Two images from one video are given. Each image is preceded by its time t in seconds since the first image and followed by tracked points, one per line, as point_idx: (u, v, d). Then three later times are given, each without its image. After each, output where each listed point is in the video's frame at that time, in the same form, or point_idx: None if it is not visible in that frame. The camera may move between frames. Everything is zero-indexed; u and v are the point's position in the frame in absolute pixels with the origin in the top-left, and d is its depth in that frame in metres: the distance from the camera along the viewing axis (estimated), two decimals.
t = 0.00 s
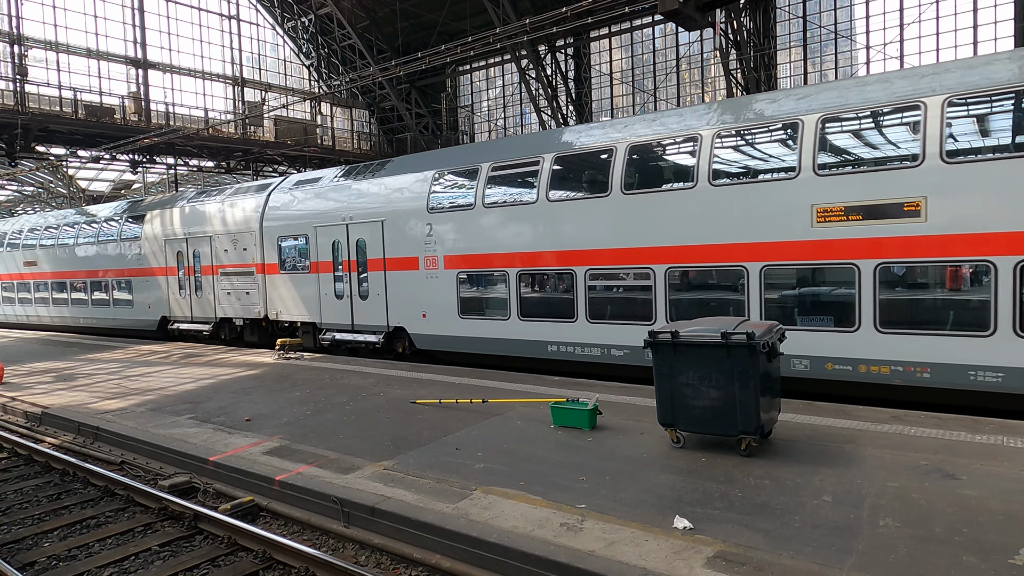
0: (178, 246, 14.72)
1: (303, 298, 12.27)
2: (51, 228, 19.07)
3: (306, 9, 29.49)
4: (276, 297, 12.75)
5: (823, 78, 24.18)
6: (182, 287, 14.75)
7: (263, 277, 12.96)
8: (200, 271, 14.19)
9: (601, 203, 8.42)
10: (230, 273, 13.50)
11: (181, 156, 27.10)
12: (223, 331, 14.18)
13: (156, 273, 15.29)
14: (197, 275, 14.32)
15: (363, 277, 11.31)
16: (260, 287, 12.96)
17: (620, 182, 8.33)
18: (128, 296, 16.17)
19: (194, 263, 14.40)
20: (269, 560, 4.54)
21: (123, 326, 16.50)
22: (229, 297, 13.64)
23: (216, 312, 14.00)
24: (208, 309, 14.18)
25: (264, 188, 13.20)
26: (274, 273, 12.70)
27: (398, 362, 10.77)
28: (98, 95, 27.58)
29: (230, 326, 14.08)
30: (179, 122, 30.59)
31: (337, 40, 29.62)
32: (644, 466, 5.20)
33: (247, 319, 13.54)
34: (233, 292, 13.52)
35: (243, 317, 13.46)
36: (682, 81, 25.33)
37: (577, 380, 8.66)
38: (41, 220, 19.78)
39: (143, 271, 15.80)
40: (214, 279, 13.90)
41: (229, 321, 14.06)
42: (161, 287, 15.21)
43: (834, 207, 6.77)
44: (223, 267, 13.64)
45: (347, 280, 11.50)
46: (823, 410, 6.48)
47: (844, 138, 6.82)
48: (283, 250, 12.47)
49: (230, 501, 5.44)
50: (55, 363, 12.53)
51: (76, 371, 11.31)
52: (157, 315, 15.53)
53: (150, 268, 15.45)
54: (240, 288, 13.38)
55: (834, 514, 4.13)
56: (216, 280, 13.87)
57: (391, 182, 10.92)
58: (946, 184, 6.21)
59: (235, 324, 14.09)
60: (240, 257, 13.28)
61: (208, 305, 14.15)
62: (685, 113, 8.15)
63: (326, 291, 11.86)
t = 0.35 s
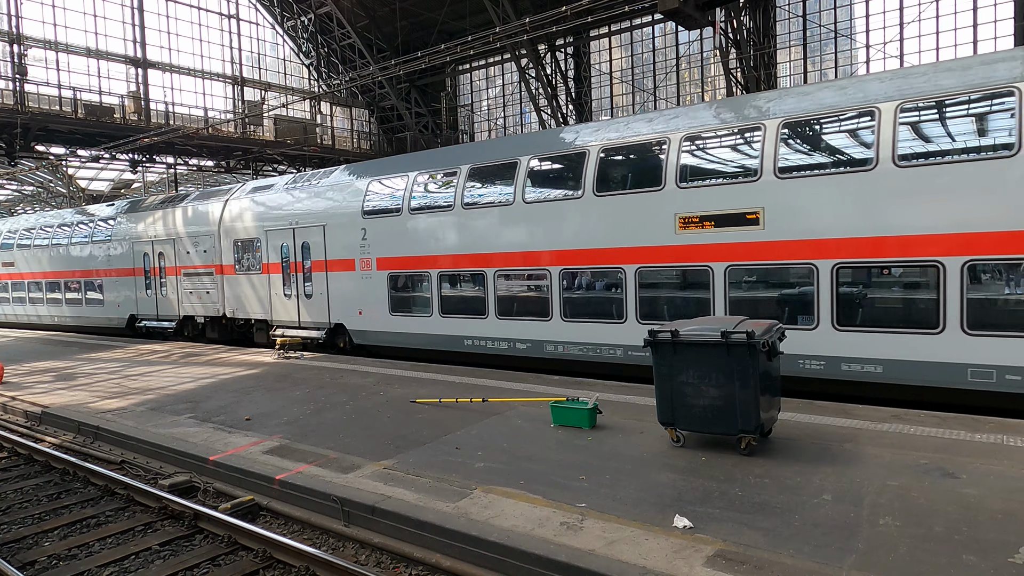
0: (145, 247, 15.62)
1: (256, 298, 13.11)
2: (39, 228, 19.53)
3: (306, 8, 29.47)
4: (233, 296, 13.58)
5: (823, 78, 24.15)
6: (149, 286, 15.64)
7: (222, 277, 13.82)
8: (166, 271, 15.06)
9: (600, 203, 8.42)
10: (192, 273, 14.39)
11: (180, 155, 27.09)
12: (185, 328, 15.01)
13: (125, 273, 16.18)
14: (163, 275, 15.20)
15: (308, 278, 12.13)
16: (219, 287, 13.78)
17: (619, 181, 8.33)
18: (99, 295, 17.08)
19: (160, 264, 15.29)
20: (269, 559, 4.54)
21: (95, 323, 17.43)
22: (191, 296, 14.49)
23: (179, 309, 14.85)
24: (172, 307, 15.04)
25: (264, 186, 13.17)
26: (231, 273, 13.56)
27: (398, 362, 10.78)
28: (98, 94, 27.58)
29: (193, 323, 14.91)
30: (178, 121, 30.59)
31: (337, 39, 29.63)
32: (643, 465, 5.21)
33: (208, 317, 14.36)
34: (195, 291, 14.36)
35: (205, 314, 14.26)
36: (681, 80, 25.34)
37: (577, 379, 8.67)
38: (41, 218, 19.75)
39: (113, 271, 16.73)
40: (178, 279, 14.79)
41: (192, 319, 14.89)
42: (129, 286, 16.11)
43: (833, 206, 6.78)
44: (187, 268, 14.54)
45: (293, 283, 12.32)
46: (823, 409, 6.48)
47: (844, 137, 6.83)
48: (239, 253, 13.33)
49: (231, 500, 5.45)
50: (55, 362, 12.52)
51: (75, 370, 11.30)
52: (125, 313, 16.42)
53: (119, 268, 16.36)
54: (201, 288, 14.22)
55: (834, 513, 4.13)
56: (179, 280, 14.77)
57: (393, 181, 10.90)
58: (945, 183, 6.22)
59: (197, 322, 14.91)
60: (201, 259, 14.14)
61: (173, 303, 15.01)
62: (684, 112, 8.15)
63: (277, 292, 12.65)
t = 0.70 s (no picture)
0: (123, 248, 16.20)
1: (215, 297, 13.92)
2: (30, 228, 19.86)
3: (305, 7, 29.44)
4: (194, 296, 14.44)
5: (823, 76, 24.11)
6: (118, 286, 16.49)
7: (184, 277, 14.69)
8: (134, 272, 15.92)
9: (598, 202, 8.42)
10: (158, 273, 15.27)
11: (180, 155, 27.07)
12: (153, 326, 15.84)
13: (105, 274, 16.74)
14: (132, 275, 16.03)
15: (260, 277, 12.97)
16: (183, 287, 14.63)
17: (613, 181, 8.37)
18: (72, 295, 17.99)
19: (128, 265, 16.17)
20: (269, 558, 4.54)
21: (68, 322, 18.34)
22: (156, 295, 15.36)
23: (145, 309, 15.71)
24: (139, 307, 15.90)
25: (262, 185, 13.20)
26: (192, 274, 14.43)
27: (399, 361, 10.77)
28: (98, 93, 27.60)
29: (159, 322, 15.74)
30: (178, 120, 30.57)
31: (337, 38, 29.64)
32: (644, 464, 5.21)
33: (172, 316, 15.20)
34: (160, 291, 15.22)
35: (171, 312, 15.04)
36: (681, 79, 25.30)
37: (577, 379, 8.67)
38: (40, 218, 19.69)
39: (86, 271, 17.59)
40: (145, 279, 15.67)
41: (158, 318, 15.74)
42: (99, 286, 17.02)
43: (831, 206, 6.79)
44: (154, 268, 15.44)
45: (249, 283, 13.13)
46: (822, 408, 6.48)
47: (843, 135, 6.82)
48: (201, 255, 14.21)
49: (231, 499, 5.45)
50: (55, 362, 12.52)
51: (75, 370, 11.30)
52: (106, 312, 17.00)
53: (90, 269, 17.25)
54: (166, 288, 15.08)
55: (834, 512, 4.13)
56: (146, 280, 15.66)
57: (392, 180, 10.91)
58: (943, 182, 6.22)
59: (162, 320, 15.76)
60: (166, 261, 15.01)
61: (139, 304, 15.88)
62: (684, 111, 8.15)
63: (237, 291, 13.43)
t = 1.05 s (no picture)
0: (123, 248, 16.16)
1: (178, 296, 14.82)
2: (29, 228, 19.87)
3: (305, 6, 29.39)
4: (159, 295, 15.31)
5: (823, 75, 24.10)
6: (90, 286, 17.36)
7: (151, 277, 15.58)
8: (105, 272, 16.79)
9: (596, 202, 8.42)
10: (126, 274, 16.16)
11: (180, 154, 27.04)
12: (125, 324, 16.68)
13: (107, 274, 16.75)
14: (102, 275, 16.93)
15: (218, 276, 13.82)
16: (150, 286, 15.52)
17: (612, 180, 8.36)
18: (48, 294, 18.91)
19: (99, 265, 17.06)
20: (269, 558, 4.54)
21: (46, 320, 19.21)
22: (125, 294, 16.23)
23: (115, 307, 16.58)
24: (109, 306, 16.80)
25: (261, 184, 13.20)
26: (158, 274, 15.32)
27: (399, 360, 10.76)
28: (97, 92, 27.58)
29: (129, 320, 16.60)
30: (177, 119, 30.56)
31: (337, 37, 29.66)
32: (643, 463, 5.21)
33: (141, 314, 16.08)
34: (129, 290, 16.07)
35: (139, 310, 15.94)
36: (681, 78, 25.26)
37: (577, 378, 8.67)
38: (40, 220, 19.61)
39: (62, 271, 18.51)
40: (115, 278, 16.55)
41: (128, 317, 16.63)
42: (73, 286, 17.92)
43: (828, 205, 6.79)
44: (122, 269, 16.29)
45: (208, 282, 14.02)
46: (822, 408, 6.49)
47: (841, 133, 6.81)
48: (166, 256, 15.08)
49: (231, 499, 5.45)
50: (55, 361, 12.52)
51: (75, 369, 11.30)
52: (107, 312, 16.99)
53: (66, 269, 18.15)
54: (134, 287, 15.95)
55: (834, 511, 4.14)
56: (116, 280, 16.53)
57: (391, 180, 10.91)
58: (940, 182, 6.22)
59: (132, 318, 16.62)
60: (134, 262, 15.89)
61: (110, 303, 16.79)
62: (683, 110, 8.16)
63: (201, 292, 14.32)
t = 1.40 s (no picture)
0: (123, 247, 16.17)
1: (146, 296, 15.58)
2: (29, 227, 19.88)
3: (305, 6, 29.35)
4: (130, 295, 16.16)
5: (823, 74, 24.08)
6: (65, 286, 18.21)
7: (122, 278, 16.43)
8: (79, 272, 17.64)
9: (594, 201, 8.42)
10: (99, 274, 17.02)
11: (180, 153, 27.05)
12: (97, 322, 17.47)
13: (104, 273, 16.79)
14: (77, 276, 17.72)
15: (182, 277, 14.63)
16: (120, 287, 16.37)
17: (608, 179, 8.37)
18: (26, 293, 19.74)
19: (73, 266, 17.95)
20: (269, 557, 4.54)
21: (26, 318, 20.02)
22: (97, 293, 17.07)
23: (88, 306, 17.41)
24: (82, 305, 17.64)
25: (260, 183, 13.19)
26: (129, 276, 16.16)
27: (398, 359, 10.75)
28: (97, 92, 27.59)
29: (102, 319, 17.44)
30: (177, 119, 30.56)
31: (337, 36, 29.65)
32: (643, 463, 5.21)
33: (112, 312, 16.90)
34: (101, 290, 16.90)
35: (110, 309, 16.79)
36: (681, 77, 25.22)
37: (576, 377, 8.67)
38: (39, 223, 19.52)
39: (39, 271, 19.33)
40: (87, 279, 17.40)
41: (100, 315, 17.46)
42: (49, 286, 18.79)
43: (825, 204, 6.79)
44: (95, 271, 17.14)
45: (173, 282, 14.76)
46: (822, 407, 6.49)
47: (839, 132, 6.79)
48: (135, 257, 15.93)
49: (231, 498, 5.46)
50: (55, 360, 12.53)
51: (75, 368, 11.31)
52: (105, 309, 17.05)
53: (42, 269, 19.03)
54: (106, 287, 16.79)
55: (833, 510, 4.14)
56: (89, 280, 17.38)
57: (389, 178, 10.91)
58: (935, 181, 6.21)
59: (104, 317, 17.45)
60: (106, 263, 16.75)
61: (82, 302, 17.63)
62: (683, 109, 8.16)
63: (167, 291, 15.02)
